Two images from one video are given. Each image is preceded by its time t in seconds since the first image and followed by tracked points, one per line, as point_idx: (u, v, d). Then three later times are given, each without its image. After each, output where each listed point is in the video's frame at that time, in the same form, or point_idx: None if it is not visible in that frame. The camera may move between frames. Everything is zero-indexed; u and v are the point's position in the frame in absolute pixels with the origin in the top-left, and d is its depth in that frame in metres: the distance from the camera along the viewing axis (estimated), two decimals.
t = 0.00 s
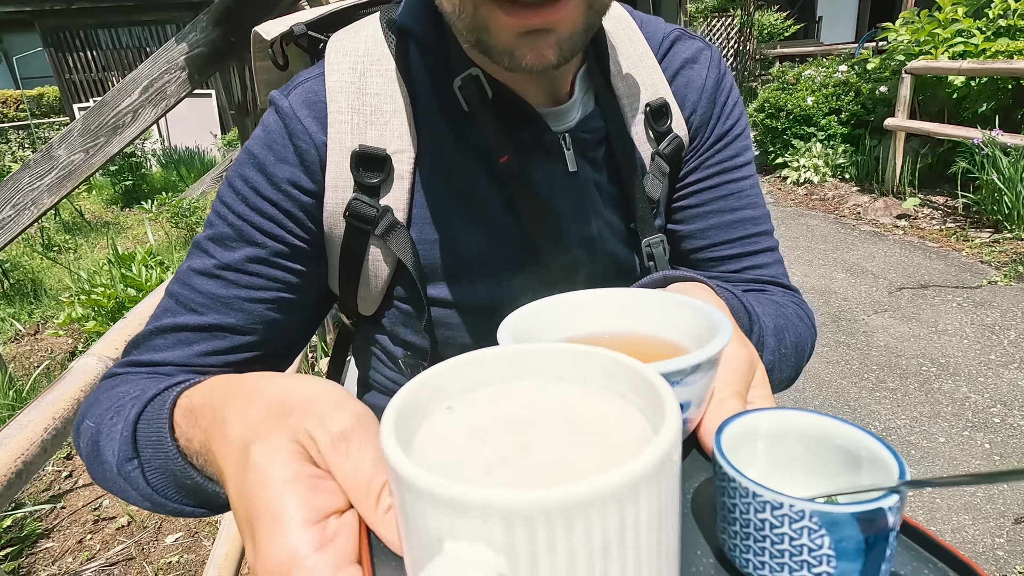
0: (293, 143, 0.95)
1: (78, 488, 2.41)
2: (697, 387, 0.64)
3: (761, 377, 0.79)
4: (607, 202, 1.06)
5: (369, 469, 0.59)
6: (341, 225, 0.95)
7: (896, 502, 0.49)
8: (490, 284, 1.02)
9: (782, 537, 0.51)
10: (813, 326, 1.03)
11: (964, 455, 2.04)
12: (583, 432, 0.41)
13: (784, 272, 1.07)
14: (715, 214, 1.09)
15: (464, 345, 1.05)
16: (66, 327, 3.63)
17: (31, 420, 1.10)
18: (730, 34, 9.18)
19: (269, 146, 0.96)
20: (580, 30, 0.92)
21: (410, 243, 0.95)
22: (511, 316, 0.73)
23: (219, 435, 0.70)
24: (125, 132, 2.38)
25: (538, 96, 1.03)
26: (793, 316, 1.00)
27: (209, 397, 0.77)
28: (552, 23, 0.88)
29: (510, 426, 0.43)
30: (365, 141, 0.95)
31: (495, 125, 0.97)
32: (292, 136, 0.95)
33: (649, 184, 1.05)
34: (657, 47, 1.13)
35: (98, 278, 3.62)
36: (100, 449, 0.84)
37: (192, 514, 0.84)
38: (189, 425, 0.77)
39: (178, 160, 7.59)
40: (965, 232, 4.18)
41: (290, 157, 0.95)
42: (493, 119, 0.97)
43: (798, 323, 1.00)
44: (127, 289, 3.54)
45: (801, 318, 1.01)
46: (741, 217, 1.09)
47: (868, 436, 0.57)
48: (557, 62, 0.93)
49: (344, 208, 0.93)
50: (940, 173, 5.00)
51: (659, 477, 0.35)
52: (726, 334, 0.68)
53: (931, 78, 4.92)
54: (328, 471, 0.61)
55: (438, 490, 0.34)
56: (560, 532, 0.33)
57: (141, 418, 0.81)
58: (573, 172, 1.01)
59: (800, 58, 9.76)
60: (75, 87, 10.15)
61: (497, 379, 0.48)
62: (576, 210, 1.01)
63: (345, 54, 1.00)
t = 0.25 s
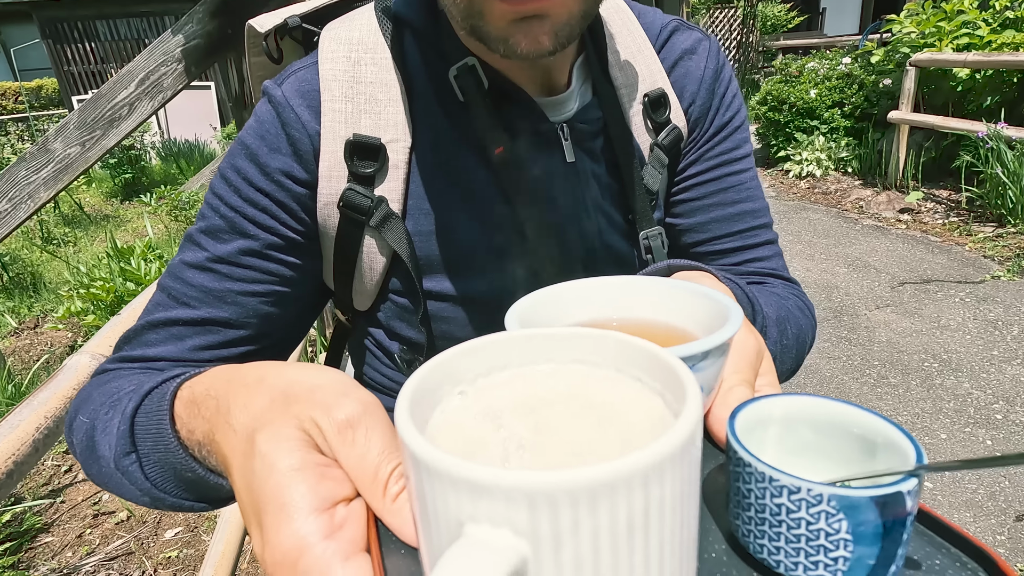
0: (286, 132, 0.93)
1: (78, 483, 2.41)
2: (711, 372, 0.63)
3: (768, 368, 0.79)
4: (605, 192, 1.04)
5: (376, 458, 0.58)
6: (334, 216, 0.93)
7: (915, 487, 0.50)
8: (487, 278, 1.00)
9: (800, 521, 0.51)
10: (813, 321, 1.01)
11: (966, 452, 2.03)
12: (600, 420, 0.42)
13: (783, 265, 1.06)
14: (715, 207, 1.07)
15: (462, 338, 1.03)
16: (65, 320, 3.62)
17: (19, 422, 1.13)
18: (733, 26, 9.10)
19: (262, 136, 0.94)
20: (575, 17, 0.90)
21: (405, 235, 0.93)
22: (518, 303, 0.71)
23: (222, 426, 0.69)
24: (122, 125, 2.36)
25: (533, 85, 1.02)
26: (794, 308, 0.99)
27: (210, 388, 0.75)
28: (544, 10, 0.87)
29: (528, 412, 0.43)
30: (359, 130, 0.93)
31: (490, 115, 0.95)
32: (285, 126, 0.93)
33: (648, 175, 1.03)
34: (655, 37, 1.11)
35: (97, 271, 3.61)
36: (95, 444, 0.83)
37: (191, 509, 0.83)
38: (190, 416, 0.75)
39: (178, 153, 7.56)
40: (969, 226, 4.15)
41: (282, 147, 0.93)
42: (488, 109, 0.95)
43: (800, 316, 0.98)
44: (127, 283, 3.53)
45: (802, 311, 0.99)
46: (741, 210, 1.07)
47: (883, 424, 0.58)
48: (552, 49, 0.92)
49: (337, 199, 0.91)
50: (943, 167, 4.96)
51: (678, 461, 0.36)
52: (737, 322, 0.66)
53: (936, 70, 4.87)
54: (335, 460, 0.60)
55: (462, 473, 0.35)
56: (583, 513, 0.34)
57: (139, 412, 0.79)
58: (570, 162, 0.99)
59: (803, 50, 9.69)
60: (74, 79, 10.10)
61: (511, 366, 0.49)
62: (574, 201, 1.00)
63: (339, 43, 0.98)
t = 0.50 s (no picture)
0: (277, 126, 0.92)
1: (77, 478, 2.41)
2: (702, 372, 0.62)
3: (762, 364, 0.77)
4: (599, 186, 1.03)
5: (373, 454, 0.57)
6: (325, 210, 0.92)
7: (898, 491, 0.49)
8: (481, 271, 0.99)
9: (785, 523, 0.51)
10: (812, 310, 1.01)
11: (965, 449, 2.02)
12: (592, 420, 0.41)
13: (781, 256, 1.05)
14: (711, 199, 1.06)
15: (454, 333, 1.03)
16: (64, 315, 3.62)
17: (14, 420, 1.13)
18: (735, 19, 9.04)
19: (253, 130, 0.93)
20: (566, 7, 0.89)
21: (396, 229, 0.93)
22: (511, 302, 0.70)
23: (218, 422, 0.68)
24: (118, 119, 2.35)
25: (526, 77, 1.01)
26: (792, 300, 0.98)
27: (207, 383, 0.74)
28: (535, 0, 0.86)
29: (522, 412, 0.43)
30: (351, 123, 0.92)
31: (482, 108, 0.94)
32: (276, 120, 0.92)
33: (644, 167, 1.02)
34: (648, 30, 1.10)
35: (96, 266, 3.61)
36: (89, 440, 0.82)
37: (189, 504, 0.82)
38: (186, 412, 0.74)
39: (178, 147, 7.54)
40: (970, 221, 4.13)
41: (274, 141, 0.92)
42: (480, 102, 0.94)
43: (797, 307, 0.98)
44: (126, 277, 3.53)
45: (800, 302, 0.99)
46: (738, 202, 1.06)
47: (871, 425, 0.57)
48: (542, 39, 0.90)
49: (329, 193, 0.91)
50: (945, 161, 4.93)
51: (671, 464, 0.36)
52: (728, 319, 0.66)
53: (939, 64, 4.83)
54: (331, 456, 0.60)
55: (452, 475, 0.34)
56: (574, 516, 0.33)
57: (135, 407, 0.78)
58: (565, 155, 0.99)
59: (805, 43, 9.61)
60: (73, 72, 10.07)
61: (505, 367, 0.48)
62: (568, 194, 0.99)
63: (331, 37, 0.97)
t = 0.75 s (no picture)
0: (276, 118, 0.92)
1: (79, 470, 2.43)
2: (691, 350, 0.63)
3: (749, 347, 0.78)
4: (595, 178, 1.03)
5: (369, 431, 0.58)
6: (324, 201, 0.92)
7: (873, 455, 0.51)
8: (476, 264, 0.99)
9: (766, 489, 0.53)
10: (805, 302, 1.01)
11: (963, 444, 2.03)
12: (578, 387, 0.42)
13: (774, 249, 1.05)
14: (706, 193, 1.06)
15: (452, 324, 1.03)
16: (66, 309, 3.63)
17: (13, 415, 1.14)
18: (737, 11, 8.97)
19: (253, 121, 0.93)
20: None
21: (395, 220, 0.92)
22: (506, 286, 0.70)
23: (216, 403, 0.68)
24: (117, 112, 2.34)
25: (522, 70, 1.00)
26: (784, 292, 0.98)
27: (206, 365, 0.74)
28: None
29: (512, 382, 0.43)
30: (349, 115, 0.91)
31: (478, 101, 0.94)
32: (275, 111, 0.92)
33: (639, 160, 1.01)
34: (644, 27, 1.09)
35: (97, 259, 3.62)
36: (91, 426, 0.83)
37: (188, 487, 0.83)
38: (186, 394, 0.74)
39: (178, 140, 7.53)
40: (972, 215, 4.12)
41: (273, 132, 0.92)
42: (476, 94, 0.94)
43: (790, 300, 0.98)
44: (127, 270, 3.53)
45: (793, 295, 0.99)
46: (732, 196, 1.06)
47: (849, 399, 0.58)
48: (538, 31, 0.89)
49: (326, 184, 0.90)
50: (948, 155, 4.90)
51: (649, 421, 0.37)
52: (719, 302, 0.66)
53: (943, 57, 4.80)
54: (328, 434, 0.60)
55: (440, 430, 0.36)
56: (554, 467, 0.35)
57: (134, 392, 0.79)
58: (559, 147, 0.99)
59: (809, 36, 9.54)
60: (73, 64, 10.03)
61: (498, 342, 0.48)
62: (564, 186, 0.99)
63: (330, 30, 0.96)
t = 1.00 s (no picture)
0: (283, 106, 0.92)
1: (84, 459, 2.45)
2: (675, 316, 0.65)
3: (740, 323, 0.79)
4: (594, 168, 1.03)
5: (360, 394, 0.59)
6: (328, 187, 0.92)
7: (851, 407, 0.52)
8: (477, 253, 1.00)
9: (744, 444, 0.54)
10: (803, 294, 1.01)
11: (963, 436, 2.03)
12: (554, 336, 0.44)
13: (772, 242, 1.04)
14: (704, 184, 1.06)
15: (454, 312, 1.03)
16: (69, 300, 3.64)
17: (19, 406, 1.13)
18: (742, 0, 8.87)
19: (260, 108, 0.93)
20: None
21: (399, 208, 0.93)
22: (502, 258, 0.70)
23: (213, 371, 0.69)
24: (118, 103, 2.34)
25: (525, 60, 1.00)
26: (781, 282, 0.98)
27: (204, 337, 0.75)
28: None
29: (491, 334, 0.44)
30: (353, 103, 0.91)
31: (479, 89, 0.94)
32: (281, 99, 0.92)
33: (640, 151, 1.01)
34: (646, 18, 1.09)
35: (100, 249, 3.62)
36: (98, 401, 0.83)
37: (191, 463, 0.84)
38: (185, 365, 0.75)
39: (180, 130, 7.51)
40: (976, 208, 4.10)
41: (279, 119, 0.92)
42: (477, 83, 0.94)
43: (787, 291, 0.97)
44: (129, 261, 3.54)
45: (791, 285, 0.98)
46: (731, 188, 1.05)
47: (833, 360, 0.59)
48: (541, 19, 0.89)
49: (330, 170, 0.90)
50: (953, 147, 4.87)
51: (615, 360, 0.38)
52: (703, 270, 0.68)
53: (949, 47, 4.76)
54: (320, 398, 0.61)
55: (414, 364, 0.37)
56: (523, 398, 0.36)
57: (139, 367, 0.79)
58: (560, 137, 0.99)
59: (814, 26, 9.45)
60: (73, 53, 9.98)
61: (482, 300, 0.49)
62: (565, 175, 0.99)
63: (335, 21, 0.96)
